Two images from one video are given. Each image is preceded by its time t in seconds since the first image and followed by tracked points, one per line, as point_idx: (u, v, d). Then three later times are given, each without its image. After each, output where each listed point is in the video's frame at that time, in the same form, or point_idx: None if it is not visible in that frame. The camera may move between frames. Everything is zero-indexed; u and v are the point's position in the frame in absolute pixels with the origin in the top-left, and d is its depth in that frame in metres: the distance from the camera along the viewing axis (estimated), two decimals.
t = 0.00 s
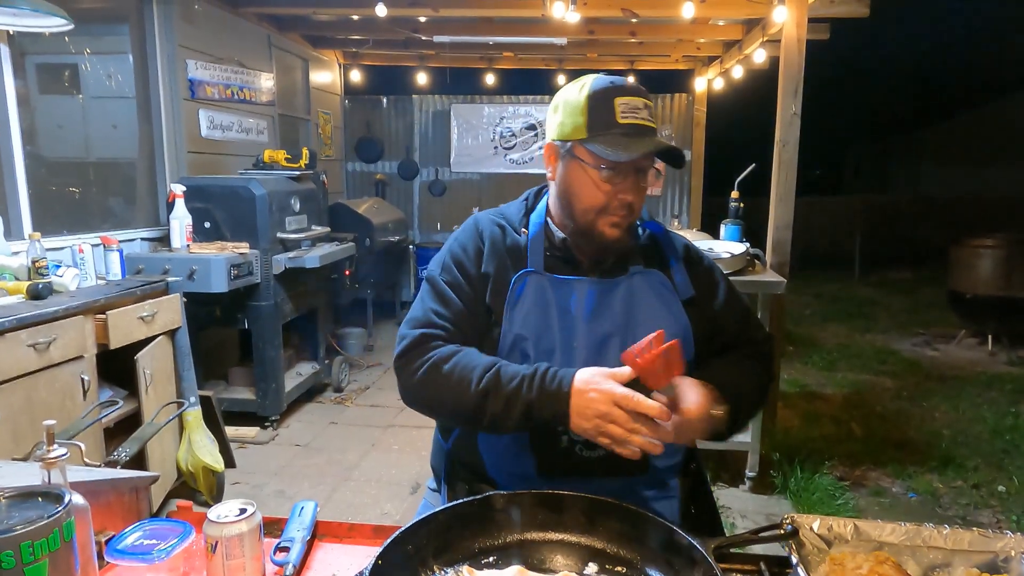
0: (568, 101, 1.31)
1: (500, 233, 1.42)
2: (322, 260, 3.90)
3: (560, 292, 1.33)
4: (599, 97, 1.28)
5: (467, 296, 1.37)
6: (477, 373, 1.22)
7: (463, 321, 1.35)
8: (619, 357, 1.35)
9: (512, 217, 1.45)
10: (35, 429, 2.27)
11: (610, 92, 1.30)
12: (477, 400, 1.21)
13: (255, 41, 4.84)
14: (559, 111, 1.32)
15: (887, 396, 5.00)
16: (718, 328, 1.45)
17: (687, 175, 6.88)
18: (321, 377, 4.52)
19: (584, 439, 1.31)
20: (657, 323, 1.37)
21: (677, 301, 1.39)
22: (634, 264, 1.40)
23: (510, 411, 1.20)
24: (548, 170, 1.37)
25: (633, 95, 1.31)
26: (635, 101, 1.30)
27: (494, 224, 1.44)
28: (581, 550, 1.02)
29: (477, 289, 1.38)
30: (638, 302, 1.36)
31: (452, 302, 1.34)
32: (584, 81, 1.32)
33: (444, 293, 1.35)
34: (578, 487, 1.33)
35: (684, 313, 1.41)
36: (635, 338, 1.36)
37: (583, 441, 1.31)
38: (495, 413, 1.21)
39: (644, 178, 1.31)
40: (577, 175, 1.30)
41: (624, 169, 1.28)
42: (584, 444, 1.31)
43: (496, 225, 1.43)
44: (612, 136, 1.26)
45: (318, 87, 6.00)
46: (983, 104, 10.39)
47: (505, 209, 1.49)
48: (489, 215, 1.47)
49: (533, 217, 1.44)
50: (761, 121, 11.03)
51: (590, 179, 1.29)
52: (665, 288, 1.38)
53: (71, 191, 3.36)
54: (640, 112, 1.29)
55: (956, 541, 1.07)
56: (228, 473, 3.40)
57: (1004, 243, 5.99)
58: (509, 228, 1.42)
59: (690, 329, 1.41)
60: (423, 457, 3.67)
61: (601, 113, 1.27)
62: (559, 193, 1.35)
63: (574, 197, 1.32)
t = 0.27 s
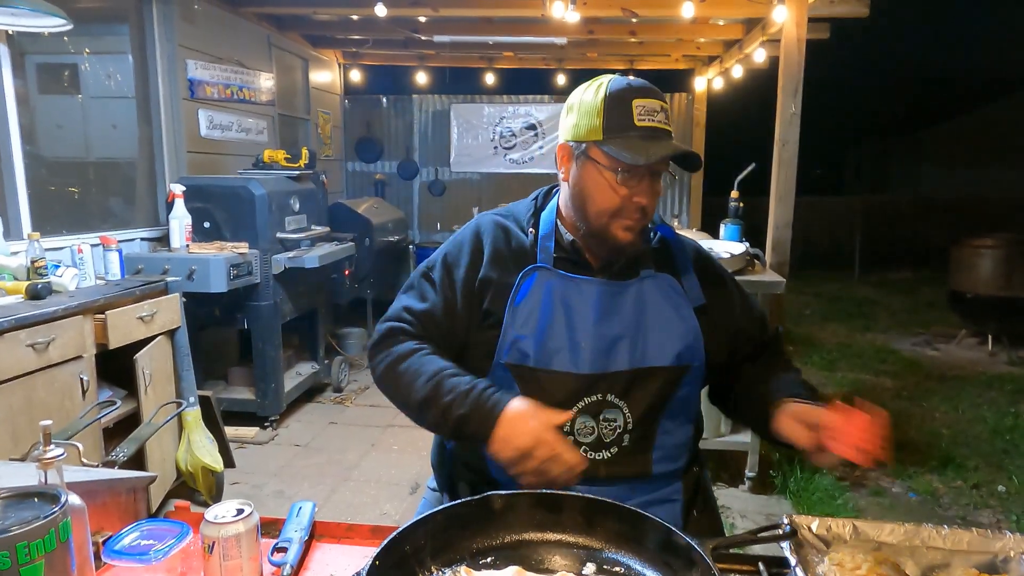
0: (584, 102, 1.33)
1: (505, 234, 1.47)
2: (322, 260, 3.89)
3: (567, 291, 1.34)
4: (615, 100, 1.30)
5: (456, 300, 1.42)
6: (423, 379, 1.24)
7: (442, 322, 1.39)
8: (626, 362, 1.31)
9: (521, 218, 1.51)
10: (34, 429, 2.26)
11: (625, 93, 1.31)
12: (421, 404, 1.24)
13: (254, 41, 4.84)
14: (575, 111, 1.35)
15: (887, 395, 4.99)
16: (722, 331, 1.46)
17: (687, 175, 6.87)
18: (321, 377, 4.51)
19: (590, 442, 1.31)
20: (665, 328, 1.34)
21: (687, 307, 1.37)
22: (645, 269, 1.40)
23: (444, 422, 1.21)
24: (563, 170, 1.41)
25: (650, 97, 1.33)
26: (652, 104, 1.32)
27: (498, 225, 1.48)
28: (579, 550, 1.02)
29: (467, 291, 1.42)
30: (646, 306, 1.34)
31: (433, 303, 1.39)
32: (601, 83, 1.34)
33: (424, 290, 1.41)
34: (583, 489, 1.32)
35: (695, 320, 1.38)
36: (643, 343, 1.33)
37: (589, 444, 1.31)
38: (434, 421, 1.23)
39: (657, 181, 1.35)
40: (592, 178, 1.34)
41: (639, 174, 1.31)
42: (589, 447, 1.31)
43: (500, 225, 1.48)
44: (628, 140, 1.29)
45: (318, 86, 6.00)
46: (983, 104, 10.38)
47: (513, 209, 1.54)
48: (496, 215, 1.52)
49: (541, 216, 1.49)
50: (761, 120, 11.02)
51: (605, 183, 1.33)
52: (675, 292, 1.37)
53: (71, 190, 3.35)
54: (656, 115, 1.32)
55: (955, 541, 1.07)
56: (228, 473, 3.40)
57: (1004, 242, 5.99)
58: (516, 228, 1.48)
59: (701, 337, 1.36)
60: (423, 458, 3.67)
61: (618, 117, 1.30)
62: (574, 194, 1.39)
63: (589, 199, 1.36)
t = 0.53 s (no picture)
0: (593, 102, 1.34)
1: (510, 235, 1.48)
2: (322, 260, 3.89)
3: (573, 291, 1.35)
4: (625, 100, 1.30)
5: (455, 301, 1.45)
6: (390, 405, 1.31)
7: (437, 324, 1.44)
8: (630, 363, 1.31)
9: (529, 218, 1.51)
10: (35, 429, 2.26)
11: (636, 94, 1.32)
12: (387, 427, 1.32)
13: (255, 41, 4.84)
14: (584, 112, 1.36)
15: (887, 395, 4.99)
16: (725, 330, 1.46)
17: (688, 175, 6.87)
18: (322, 377, 4.52)
19: (591, 443, 1.31)
20: (671, 331, 1.33)
21: (694, 311, 1.36)
22: (653, 271, 1.40)
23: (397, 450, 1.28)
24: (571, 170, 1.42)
25: (660, 99, 1.34)
26: (661, 106, 1.32)
27: (504, 226, 1.49)
28: (579, 550, 1.02)
29: (464, 291, 1.44)
30: (653, 308, 1.34)
31: (430, 306, 1.45)
32: (611, 83, 1.34)
33: (422, 289, 1.48)
34: (582, 489, 1.32)
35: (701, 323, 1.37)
36: (649, 345, 1.32)
37: (590, 445, 1.31)
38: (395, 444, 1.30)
39: (666, 182, 1.34)
40: (600, 178, 1.34)
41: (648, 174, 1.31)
42: (590, 447, 1.31)
43: (506, 225, 1.49)
44: (637, 140, 1.29)
45: (318, 86, 6.00)
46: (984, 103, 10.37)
47: (521, 209, 1.55)
48: (503, 216, 1.52)
49: (548, 216, 1.49)
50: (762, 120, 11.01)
51: (613, 183, 1.33)
52: (682, 295, 1.37)
53: (71, 190, 3.36)
54: (666, 116, 1.32)
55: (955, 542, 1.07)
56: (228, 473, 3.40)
57: (1005, 242, 5.98)
58: (523, 228, 1.49)
59: (706, 340, 1.35)
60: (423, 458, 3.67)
61: (627, 117, 1.30)
62: (582, 195, 1.39)
63: (597, 200, 1.36)
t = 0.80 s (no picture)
0: (594, 103, 1.34)
1: (511, 235, 1.48)
2: (321, 260, 3.88)
3: (574, 292, 1.34)
4: (626, 99, 1.31)
5: (456, 301, 1.45)
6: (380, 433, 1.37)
7: (437, 324, 1.45)
8: (631, 364, 1.31)
9: (531, 218, 1.51)
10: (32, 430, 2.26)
11: (637, 94, 1.32)
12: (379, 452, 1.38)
13: (253, 41, 4.83)
14: (585, 111, 1.36)
15: (885, 395, 5.00)
16: (725, 332, 1.45)
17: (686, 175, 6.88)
18: (320, 377, 4.51)
19: (590, 444, 1.31)
20: (672, 332, 1.33)
21: (694, 313, 1.36)
22: (653, 273, 1.40)
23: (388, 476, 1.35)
24: (572, 170, 1.42)
25: (661, 99, 1.34)
26: (662, 105, 1.32)
27: (505, 226, 1.49)
28: (577, 551, 1.02)
29: (466, 293, 1.45)
30: (653, 309, 1.34)
31: (430, 306, 1.46)
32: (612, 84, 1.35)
33: (423, 291, 1.49)
34: (582, 490, 1.31)
35: (701, 325, 1.37)
36: (649, 346, 1.32)
37: (589, 446, 1.31)
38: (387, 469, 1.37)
39: (667, 182, 1.34)
40: (602, 178, 1.34)
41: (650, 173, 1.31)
42: (590, 448, 1.31)
43: (507, 226, 1.49)
44: (639, 139, 1.29)
45: (317, 86, 5.99)
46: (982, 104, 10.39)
47: (522, 210, 1.55)
48: (504, 216, 1.52)
49: (550, 217, 1.49)
50: (760, 120, 11.01)
51: (614, 182, 1.33)
52: (682, 297, 1.37)
53: (69, 191, 3.35)
54: (666, 115, 1.32)
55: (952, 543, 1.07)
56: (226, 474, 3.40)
57: (1003, 242, 5.99)
58: (524, 229, 1.48)
59: (706, 341, 1.35)
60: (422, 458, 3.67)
61: (627, 116, 1.30)
62: (583, 195, 1.39)
63: (598, 199, 1.36)
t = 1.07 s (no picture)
0: (582, 103, 1.34)
1: (509, 235, 1.48)
2: (320, 260, 3.88)
3: (572, 292, 1.35)
4: (612, 96, 1.30)
5: (455, 303, 1.46)
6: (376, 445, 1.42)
7: (437, 325, 1.46)
8: (629, 364, 1.31)
9: (528, 220, 1.51)
10: (30, 431, 2.26)
11: (624, 91, 1.31)
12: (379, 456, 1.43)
13: (252, 42, 4.83)
14: (574, 112, 1.36)
15: (884, 395, 5.00)
16: (724, 332, 1.45)
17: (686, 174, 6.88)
18: (319, 378, 4.51)
19: (590, 445, 1.31)
20: (670, 332, 1.34)
21: (693, 312, 1.36)
22: (651, 272, 1.40)
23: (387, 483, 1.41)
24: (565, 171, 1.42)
25: (649, 94, 1.32)
26: (650, 100, 1.31)
27: (504, 227, 1.49)
28: (575, 550, 1.02)
29: (465, 294, 1.45)
30: (652, 309, 1.34)
31: (430, 308, 1.47)
32: (600, 84, 1.34)
33: (422, 294, 1.49)
34: (581, 491, 1.31)
35: (700, 324, 1.37)
36: (648, 346, 1.33)
37: (589, 447, 1.31)
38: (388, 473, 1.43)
39: (658, 177, 1.33)
40: (592, 176, 1.33)
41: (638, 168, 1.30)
42: (589, 449, 1.31)
43: (505, 227, 1.49)
44: (626, 135, 1.28)
45: (316, 86, 5.99)
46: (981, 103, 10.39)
47: (520, 211, 1.55)
48: (503, 218, 1.53)
49: (547, 217, 1.49)
50: (759, 120, 11.01)
51: (603, 180, 1.33)
52: (681, 297, 1.37)
53: (68, 191, 3.35)
54: (654, 110, 1.30)
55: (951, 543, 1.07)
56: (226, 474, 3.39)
57: (1002, 242, 5.99)
58: (521, 229, 1.48)
59: (705, 341, 1.35)
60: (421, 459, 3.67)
61: (614, 113, 1.29)
62: (576, 195, 1.39)
63: (590, 198, 1.36)
